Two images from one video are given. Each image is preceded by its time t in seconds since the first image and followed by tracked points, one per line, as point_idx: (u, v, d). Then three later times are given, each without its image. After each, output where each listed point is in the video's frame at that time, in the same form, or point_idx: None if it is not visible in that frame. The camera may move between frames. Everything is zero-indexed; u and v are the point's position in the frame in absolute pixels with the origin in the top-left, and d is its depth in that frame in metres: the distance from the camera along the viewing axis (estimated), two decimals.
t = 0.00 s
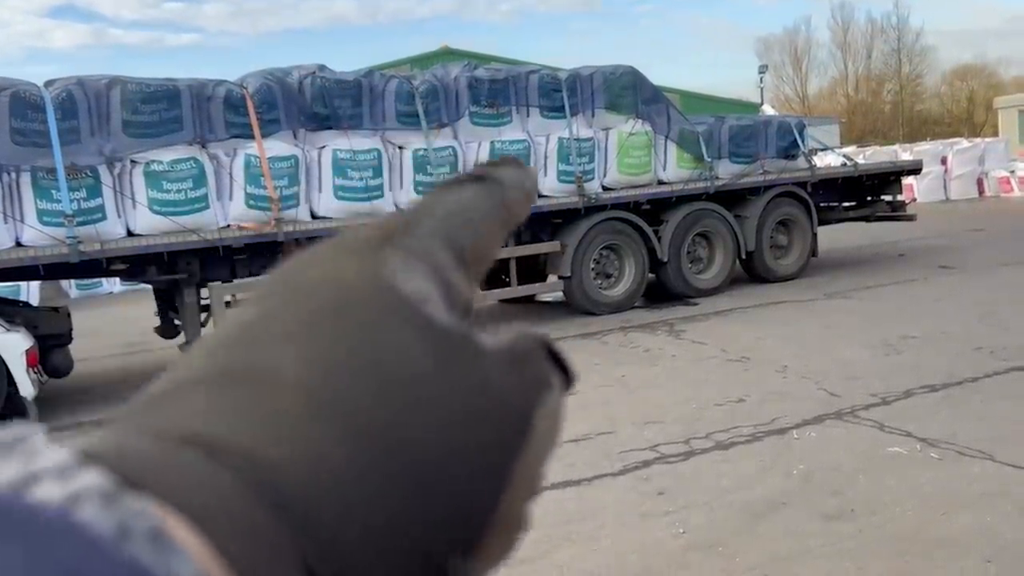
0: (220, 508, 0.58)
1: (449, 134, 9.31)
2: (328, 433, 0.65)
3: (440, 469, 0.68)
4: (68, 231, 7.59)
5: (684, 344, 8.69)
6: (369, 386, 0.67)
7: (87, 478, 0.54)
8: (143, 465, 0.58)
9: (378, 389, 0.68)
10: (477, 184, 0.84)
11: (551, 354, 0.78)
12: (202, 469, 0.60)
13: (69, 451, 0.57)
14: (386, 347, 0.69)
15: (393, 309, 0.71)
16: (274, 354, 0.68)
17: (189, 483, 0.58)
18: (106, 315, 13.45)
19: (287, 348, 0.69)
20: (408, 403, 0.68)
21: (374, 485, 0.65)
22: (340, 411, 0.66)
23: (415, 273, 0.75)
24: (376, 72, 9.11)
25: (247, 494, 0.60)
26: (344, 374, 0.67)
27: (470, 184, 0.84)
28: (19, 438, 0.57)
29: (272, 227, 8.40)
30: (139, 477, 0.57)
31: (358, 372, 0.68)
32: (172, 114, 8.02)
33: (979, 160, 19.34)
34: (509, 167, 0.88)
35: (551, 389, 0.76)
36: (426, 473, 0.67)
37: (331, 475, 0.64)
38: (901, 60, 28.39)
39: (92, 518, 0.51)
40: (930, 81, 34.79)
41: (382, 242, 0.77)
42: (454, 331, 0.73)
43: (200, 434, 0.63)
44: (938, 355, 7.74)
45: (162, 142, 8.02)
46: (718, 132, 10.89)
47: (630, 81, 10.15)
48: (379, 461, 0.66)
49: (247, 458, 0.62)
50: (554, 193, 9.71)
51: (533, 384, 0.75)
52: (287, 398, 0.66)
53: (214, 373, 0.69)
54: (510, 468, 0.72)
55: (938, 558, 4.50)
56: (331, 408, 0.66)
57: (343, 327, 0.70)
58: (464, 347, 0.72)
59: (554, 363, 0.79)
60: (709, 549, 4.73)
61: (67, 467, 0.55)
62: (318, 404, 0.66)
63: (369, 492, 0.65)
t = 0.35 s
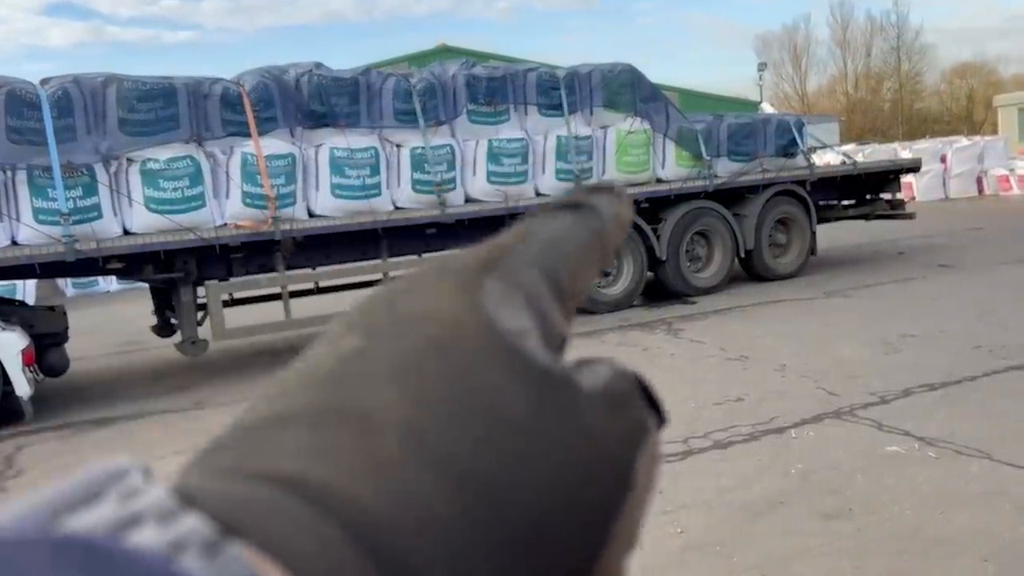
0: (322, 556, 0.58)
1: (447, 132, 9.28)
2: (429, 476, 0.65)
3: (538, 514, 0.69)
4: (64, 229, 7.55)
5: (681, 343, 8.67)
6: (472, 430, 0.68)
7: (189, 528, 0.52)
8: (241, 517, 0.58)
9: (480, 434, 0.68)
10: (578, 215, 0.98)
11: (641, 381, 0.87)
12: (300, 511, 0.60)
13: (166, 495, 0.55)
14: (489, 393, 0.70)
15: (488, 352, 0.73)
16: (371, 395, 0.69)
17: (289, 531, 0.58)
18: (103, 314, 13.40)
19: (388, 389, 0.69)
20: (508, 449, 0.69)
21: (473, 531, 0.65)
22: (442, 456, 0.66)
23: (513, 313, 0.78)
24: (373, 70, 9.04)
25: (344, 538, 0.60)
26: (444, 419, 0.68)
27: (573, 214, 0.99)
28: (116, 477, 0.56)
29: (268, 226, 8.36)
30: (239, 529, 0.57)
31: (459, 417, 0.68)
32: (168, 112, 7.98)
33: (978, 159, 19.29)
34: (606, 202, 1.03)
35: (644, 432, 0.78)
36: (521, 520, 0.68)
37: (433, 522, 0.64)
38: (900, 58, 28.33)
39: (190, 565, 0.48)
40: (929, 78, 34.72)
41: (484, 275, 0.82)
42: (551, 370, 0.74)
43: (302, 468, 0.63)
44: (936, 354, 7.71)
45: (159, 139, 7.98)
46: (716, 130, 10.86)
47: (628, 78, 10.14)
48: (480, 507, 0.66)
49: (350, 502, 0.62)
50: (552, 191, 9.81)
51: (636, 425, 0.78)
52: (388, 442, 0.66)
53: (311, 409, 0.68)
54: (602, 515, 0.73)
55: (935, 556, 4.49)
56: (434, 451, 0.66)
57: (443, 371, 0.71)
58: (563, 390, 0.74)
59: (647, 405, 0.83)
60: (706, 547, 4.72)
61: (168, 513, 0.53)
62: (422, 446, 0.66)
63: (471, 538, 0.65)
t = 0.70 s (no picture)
0: (304, 450, 0.56)
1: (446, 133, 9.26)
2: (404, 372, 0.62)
3: (516, 413, 0.65)
4: (61, 228, 7.56)
5: (679, 343, 8.67)
6: (439, 326, 0.64)
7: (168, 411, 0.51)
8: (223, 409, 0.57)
9: (449, 325, 0.64)
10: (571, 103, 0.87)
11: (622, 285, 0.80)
12: (280, 406, 0.58)
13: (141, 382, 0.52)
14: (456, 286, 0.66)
15: (451, 246, 0.68)
16: (342, 292, 0.65)
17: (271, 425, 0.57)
18: (100, 313, 13.39)
19: (357, 291, 0.65)
20: (481, 344, 0.65)
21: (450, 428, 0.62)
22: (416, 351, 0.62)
23: (485, 208, 0.71)
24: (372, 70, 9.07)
25: (328, 434, 0.58)
26: (410, 312, 0.64)
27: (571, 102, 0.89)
28: (97, 373, 0.52)
29: (266, 226, 8.36)
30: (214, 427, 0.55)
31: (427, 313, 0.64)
32: (166, 112, 7.97)
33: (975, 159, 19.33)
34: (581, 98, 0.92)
35: (603, 335, 0.75)
36: (498, 419, 0.64)
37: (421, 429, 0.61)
38: (898, 59, 28.38)
39: (168, 451, 0.49)
40: (927, 78, 34.78)
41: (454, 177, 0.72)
42: (522, 270, 0.70)
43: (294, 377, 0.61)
44: (933, 354, 7.73)
45: (157, 139, 7.96)
46: (714, 131, 10.94)
47: (626, 78, 10.11)
48: (454, 406, 0.62)
49: (328, 398, 0.59)
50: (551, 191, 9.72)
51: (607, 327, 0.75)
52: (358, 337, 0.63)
53: (269, 316, 0.66)
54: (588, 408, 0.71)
55: (932, 557, 4.49)
56: (401, 346, 0.62)
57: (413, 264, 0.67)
58: (529, 289, 0.69)
59: (623, 307, 0.79)
60: (703, 548, 4.71)
61: (137, 395, 0.51)
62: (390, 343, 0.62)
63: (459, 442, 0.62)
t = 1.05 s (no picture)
0: (227, 425, 0.63)
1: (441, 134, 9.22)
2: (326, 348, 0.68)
3: (436, 383, 0.71)
4: (53, 230, 7.49)
5: (674, 347, 8.63)
6: (356, 303, 0.70)
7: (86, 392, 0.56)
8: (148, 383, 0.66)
9: (368, 302, 0.70)
10: (492, 94, 0.94)
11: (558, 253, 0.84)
12: (210, 381, 0.65)
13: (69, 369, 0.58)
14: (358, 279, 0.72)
15: (371, 228, 0.73)
16: (268, 274, 0.72)
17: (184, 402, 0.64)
18: (92, 317, 13.25)
19: (281, 274, 0.72)
20: (405, 319, 0.70)
21: (370, 400, 0.68)
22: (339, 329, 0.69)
23: (405, 195, 0.77)
24: (367, 71, 8.99)
25: (250, 406, 0.65)
26: (330, 293, 0.70)
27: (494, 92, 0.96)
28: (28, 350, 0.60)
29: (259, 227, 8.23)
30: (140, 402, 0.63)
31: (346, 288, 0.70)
32: (158, 113, 7.94)
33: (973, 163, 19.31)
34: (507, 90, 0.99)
35: (544, 306, 0.77)
36: (427, 395, 0.70)
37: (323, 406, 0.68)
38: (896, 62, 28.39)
39: (87, 419, 0.53)
40: (925, 82, 34.79)
41: (375, 163, 0.79)
42: (447, 249, 0.74)
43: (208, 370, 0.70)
44: (931, 359, 7.68)
45: (149, 140, 7.93)
46: (711, 133, 10.90)
47: (622, 81, 10.17)
48: (371, 381, 0.69)
49: (250, 371, 0.67)
50: (547, 194, 9.70)
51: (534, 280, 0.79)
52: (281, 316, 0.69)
53: (203, 295, 0.74)
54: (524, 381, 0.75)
55: (930, 563, 4.44)
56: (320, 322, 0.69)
57: (332, 249, 0.73)
58: (449, 261, 0.74)
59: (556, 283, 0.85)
60: (700, 553, 4.66)
61: (62, 377, 0.57)
62: (308, 323, 0.69)
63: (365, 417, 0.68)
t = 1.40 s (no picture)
0: (264, 488, 1.01)
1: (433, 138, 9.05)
2: (333, 450, 1.10)
3: (397, 478, 1.12)
4: (39, 234, 7.47)
5: (668, 356, 8.57)
6: (353, 426, 1.13)
7: (103, 445, 0.92)
8: (167, 425, 1.03)
9: (360, 425, 1.13)
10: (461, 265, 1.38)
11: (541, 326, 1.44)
12: (253, 458, 1.04)
13: (77, 418, 0.97)
14: (350, 373, 1.17)
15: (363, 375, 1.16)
16: (295, 393, 1.14)
17: (202, 447, 1.01)
18: (83, 322, 13.12)
19: (306, 393, 1.14)
20: (381, 436, 1.13)
21: (352, 486, 1.09)
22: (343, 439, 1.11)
23: (390, 344, 1.20)
24: (359, 75, 8.87)
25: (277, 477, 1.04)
26: (335, 411, 1.13)
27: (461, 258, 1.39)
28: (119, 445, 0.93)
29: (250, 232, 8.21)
30: (147, 440, 0.99)
31: (344, 414, 1.13)
32: (147, 115, 7.80)
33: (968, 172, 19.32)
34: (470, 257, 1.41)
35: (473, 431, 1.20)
36: (388, 487, 1.11)
37: (323, 457, 1.10)
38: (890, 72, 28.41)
39: (143, 501, 0.86)
40: (919, 92, 34.83)
41: (370, 322, 1.21)
42: (409, 392, 1.17)
43: (225, 414, 1.08)
44: (927, 368, 7.64)
45: (138, 143, 7.80)
46: (705, 141, 11.00)
47: (615, 87, 10.04)
48: (356, 472, 1.10)
49: (281, 454, 1.07)
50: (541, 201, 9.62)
51: (527, 359, 1.34)
52: (304, 419, 1.11)
53: (250, 395, 1.13)
54: (470, 443, 1.19)
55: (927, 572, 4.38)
56: (329, 429, 1.11)
57: (337, 381, 1.16)
58: (411, 402, 1.17)
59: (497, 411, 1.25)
60: (694, 562, 4.60)
61: (124, 455, 0.91)
62: (323, 429, 1.11)
63: (347, 471, 1.10)
